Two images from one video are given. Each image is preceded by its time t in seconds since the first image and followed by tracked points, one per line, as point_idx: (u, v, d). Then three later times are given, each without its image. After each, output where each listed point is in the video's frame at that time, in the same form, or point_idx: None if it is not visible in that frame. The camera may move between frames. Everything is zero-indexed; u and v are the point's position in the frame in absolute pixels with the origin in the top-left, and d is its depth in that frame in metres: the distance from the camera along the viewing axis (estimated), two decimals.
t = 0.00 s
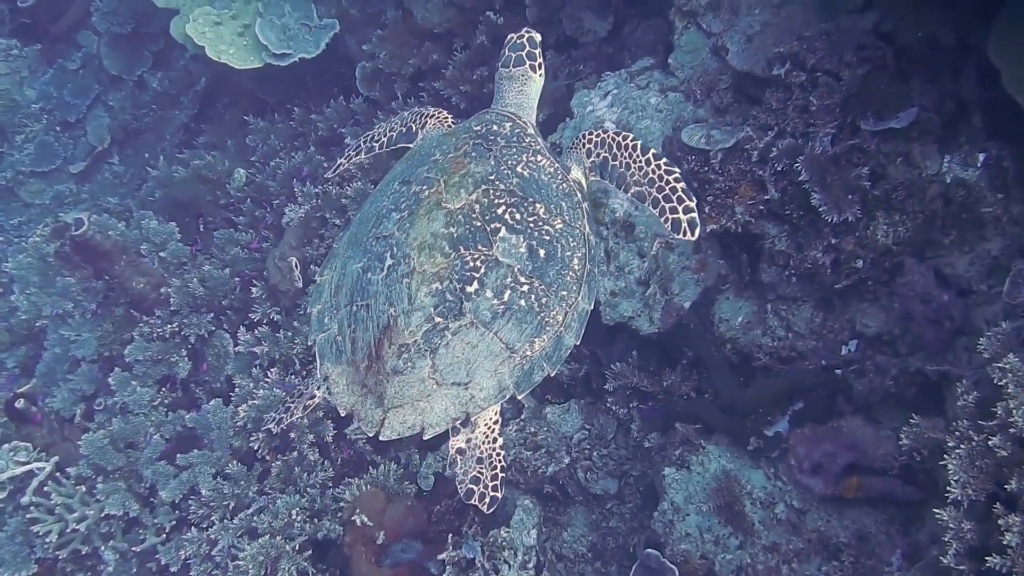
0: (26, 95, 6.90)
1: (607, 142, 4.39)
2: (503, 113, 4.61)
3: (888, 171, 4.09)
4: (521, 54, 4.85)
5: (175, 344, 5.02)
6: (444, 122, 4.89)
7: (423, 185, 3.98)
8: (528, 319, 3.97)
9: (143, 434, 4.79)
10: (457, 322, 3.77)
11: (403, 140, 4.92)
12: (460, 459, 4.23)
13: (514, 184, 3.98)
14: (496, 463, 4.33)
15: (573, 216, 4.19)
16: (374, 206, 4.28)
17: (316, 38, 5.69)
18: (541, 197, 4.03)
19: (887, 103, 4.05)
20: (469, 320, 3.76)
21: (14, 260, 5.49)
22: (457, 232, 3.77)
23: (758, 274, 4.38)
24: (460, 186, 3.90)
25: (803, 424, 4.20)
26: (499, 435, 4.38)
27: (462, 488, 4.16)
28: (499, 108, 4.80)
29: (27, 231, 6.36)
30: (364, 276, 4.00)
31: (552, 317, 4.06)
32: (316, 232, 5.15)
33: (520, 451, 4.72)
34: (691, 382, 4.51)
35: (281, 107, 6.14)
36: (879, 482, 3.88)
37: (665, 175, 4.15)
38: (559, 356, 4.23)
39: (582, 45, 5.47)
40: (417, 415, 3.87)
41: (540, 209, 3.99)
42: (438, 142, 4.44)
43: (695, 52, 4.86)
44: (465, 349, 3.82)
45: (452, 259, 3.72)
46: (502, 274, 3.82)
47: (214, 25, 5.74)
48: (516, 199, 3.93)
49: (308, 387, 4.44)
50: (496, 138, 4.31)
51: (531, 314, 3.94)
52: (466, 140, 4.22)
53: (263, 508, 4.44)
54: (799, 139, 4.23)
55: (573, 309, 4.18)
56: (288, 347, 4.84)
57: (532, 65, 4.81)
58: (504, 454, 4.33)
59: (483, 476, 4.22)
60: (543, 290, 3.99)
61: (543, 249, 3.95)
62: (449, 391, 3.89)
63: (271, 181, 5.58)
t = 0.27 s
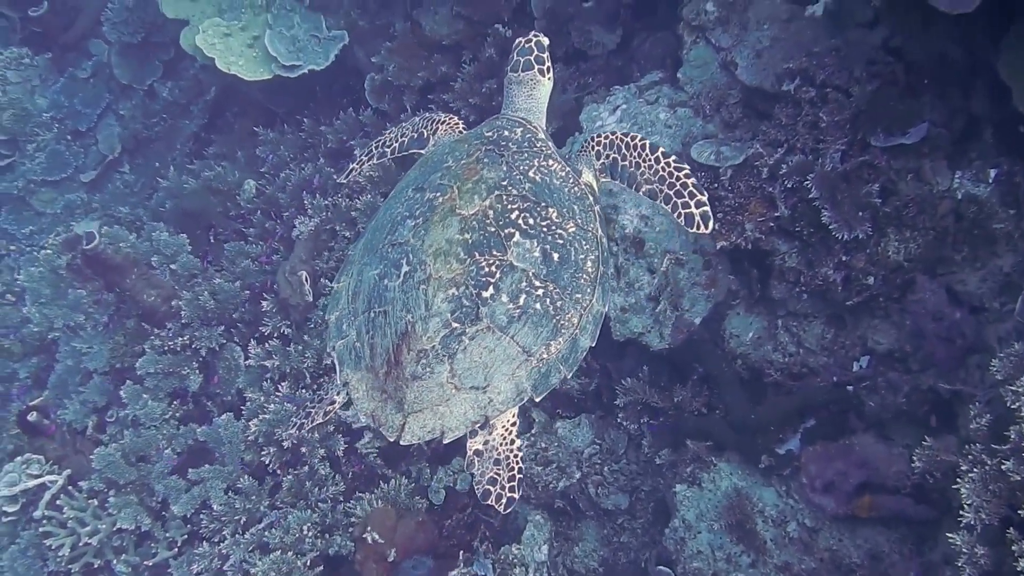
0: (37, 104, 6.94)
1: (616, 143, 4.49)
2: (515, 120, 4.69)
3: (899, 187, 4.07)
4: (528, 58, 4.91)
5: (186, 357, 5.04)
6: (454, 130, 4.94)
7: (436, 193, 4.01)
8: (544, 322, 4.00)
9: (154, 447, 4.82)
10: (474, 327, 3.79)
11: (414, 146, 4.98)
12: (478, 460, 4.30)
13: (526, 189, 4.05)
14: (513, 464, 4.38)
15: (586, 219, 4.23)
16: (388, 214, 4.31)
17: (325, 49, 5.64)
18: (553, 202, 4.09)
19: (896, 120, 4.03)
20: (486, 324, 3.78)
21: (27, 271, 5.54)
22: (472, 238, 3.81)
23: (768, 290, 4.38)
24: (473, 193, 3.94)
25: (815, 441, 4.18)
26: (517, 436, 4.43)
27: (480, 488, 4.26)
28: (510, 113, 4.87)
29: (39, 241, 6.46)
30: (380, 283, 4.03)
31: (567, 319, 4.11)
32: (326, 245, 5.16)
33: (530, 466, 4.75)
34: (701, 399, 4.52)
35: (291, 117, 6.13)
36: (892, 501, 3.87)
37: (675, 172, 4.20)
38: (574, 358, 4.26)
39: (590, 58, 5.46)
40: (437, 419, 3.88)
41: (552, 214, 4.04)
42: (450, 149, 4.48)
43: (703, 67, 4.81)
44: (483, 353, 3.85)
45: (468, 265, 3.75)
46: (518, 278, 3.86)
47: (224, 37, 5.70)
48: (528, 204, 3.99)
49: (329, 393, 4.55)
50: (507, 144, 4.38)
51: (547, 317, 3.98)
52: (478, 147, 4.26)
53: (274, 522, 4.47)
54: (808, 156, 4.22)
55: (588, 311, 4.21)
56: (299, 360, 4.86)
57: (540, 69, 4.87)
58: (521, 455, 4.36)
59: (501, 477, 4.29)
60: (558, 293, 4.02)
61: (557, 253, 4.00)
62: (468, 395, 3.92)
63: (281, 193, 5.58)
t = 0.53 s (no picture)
0: (51, 114, 6.98)
1: (627, 150, 4.56)
2: (528, 128, 4.71)
3: (912, 210, 4.07)
4: (540, 66, 4.89)
5: (198, 371, 5.07)
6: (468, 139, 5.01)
7: (451, 202, 4.01)
8: (560, 328, 4.00)
9: (165, 463, 4.86)
10: (491, 334, 3.78)
11: (427, 152, 5.06)
12: (496, 465, 4.40)
13: (540, 197, 4.04)
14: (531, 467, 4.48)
15: (599, 226, 4.22)
16: (403, 223, 4.32)
17: (336, 64, 5.67)
18: (566, 209, 4.09)
19: (909, 142, 4.03)
20: (502, 331, 3.77)
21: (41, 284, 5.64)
22: (487, 246, 3.79)
23: (780, 311, 4.37)
24: (488, 202, 3.94)
25: (827, 465, 4.16)
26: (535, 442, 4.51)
27: (498, 493, 4.35)
28: (522, 121, 4.87)
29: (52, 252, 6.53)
30: (396, 292, 4.04)
31: (582, 325, 4.09)
32: (337, 259, 5.16)
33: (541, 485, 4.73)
34: (712, 418, 4.52)
35: (303, 130, 6.10)
36: (904, 526, 3.86)
37: (686, 176, 4.29)
38: (590, 363, 4.26)
39: (602, 74, 5.41)
40: (455, 426, 3.90)
41: (566, 221, 4.02)
42: (463, 158, 4.49)
43: (715, 87, 4.77)
44: (500, 359, 3.85)
45: (483, 273, 3.74)
46: (533, 285, 3.85)
47: (237, 50, 5.74)
48: (542, 212, 3.98)
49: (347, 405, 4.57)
50: (521, 152, 4.38)
51: (562, 323, 3.96)
52: (492, 156, 4.26)
53: (286, 539, 4.51)
54: (820, 177, 4.20)
55: (603, 316, 4.20)
56: (309, 377, 4.88)
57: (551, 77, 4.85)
58: (538, 459, 4.46)
59: (519, 481, 4.38)
60: (573, 299, 4.01)
61: (571, 259, 3.99)
62: (486, 401, 3.92)
63: (293, 208, 5.59)
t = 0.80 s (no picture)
0: (64, 124, 7.03)
1: (637, 153, 4.49)
2: (539, 132, 4.74)
3: (923, 230, 4.01)
4: (547, 71, 4.89)
5: (209, 385, 5.09)
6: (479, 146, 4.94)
7: (465, 207, 4.03)
8: (573, 331, 4.02)
9: (176, 478, 4.88)
10: (506, 337, 3.79)
11: (437, 157, 5.00)
12: (512, 468, 4.35)
13: (552, 201, 4.06)
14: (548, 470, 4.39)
15: (610, 229, 4.27)
16: (416, 228, 4.33)
17: (348, 77, 5.65)
18: (578, 213, 4.11)
19: (919, 162, 3.97)
20: (517, 334, 3.77)
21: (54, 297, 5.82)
22: (500, 250, 3.80)
23: (790, 329, 4.38)
24: (501, 206, 3.95)
25: (836, 485, 4.16)
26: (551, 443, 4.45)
27: (515, 494, 4.32)
28: (532, 126, 4.89)
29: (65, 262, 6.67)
30: (411, 296, 4.06)
31: (595, 327, 4.12)
32: (348, 273, 5.18)
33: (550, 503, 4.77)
34: (722, 437, 4.55)
35: (315, 142, 6.13)
36: (914, 548, 3.86)
37: (695, 177, 4.19)
38: (604, 364, 4.28)
39: (613, 89, 5.46)
40: (471, 429, 3.92)
41: (578, 224, 4.06)
42: (475, 163, 4.53)
43: (726, 104, 4.75)
44: (515, 362, 3.86)
45: (497, 277, 3.75)
46: (547, 288, 3.87)
47: (249, 63, 5.73)
48: (554, 215, 4.00)
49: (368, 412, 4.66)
50: (532, 158, 4.40)
51: (575, 326, 4.00)
52: (504, 161, 4.29)
53: (295, 555, 4.53)
54: (831, 197, 4.20)
55: (615, 318, 4.22)
56: (320, 391, 4.92)
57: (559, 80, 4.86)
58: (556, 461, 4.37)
59: (536, 482, 4.33)
60: (586, 302, 4.04)
61: (583, 263, 4.02)
62: (500, 404, 3.95)
63: (303, 221, 5.61)
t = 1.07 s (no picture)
0: (70, 136, 7.05)
1: (641, 158, 4.68)
2: (544, 139, 4.79)
3: (927, 251, 3.98)
4: (548, 77, 4.86)
5: (213, 401, 5.10)
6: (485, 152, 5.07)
7: (472, 213, 4.06)
8: (581, 334, 4.07)
9: (180, 494, 4.87)
10: (515, 341, 3.84)
11: (444, 164, 5.04)
12: (522, 469, 4.41)
13: (558, 206, 4.11)
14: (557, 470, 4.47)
15: (616, 233, 4.30)
16: (424, 235, 4.37)
17: (355, 93, 5.68)
18: (584, 217, 4.15)
19: (924, 182, 3.98)
20: (526, 338, 3.83)
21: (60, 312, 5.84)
22: (509, 256, 3.85)
23: (795, 349, 4.38)
24: (508, 212, 3.99)
25: (841, 506, 4.18)
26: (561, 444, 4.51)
27: (525, 496, 4.33)
28: (536, 133, 4.93)
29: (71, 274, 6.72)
30: (420, 302, 4.09)
31: (603, 330, 4.17)
32: (353, 289, 5.20)
33: (554, 522, 4.78)
34: (727, 456, 4.56)
35: (321, 156, 6.14)
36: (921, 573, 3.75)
37: (700, 180, 4.31)
38: (611, 367, 4.33)
39: (618, 106, 5.46)
40: (483, 432, 3.97)
41: (585, 229, 4.10)
42: (482, 170, 4.57)
43: (731, 123, 4.77)
44: (525, 366, 3.90)
45: (506, 282, 3.79)
46: (555, 292, 3.92)
47: (256, 78, 5.77)
48: (561, 220, 4.04)
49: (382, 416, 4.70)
50: (538, 164, 4.45)
51: (584, 329, 4.05)
52: (510, 167, 4.34)
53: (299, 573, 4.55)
54: (836, 218, 4.21)
55: (622, 320, 4.27)
56: (324, 408, 4.92)
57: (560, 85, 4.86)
58: (565, 462, 4.45)
59: (545, 483, 4.37)
60: (593, 305, 4.08)
61: (591, 266, 4.06)
62: (511, 407, 3.99)
63: (309, 236, 5.63)
